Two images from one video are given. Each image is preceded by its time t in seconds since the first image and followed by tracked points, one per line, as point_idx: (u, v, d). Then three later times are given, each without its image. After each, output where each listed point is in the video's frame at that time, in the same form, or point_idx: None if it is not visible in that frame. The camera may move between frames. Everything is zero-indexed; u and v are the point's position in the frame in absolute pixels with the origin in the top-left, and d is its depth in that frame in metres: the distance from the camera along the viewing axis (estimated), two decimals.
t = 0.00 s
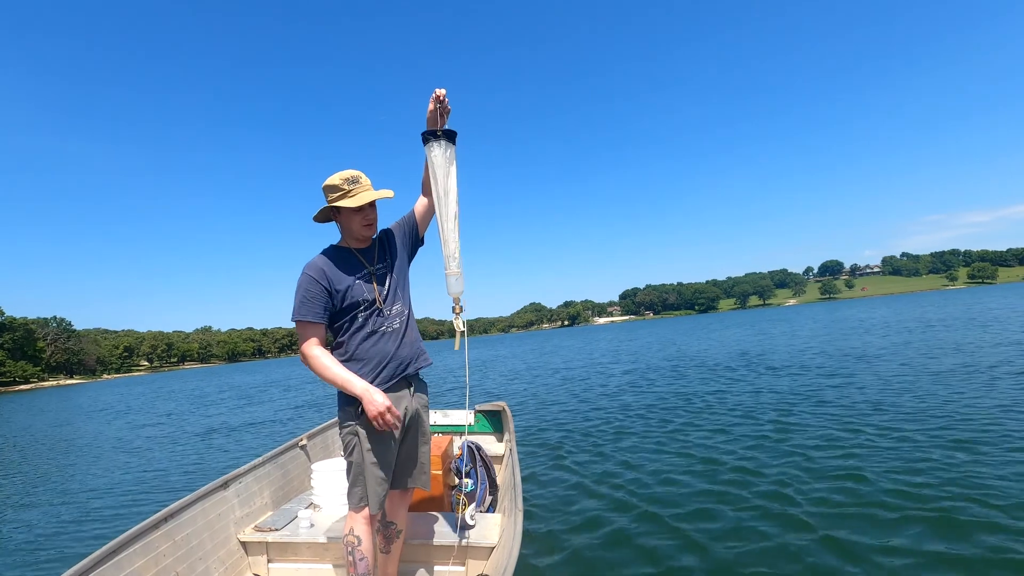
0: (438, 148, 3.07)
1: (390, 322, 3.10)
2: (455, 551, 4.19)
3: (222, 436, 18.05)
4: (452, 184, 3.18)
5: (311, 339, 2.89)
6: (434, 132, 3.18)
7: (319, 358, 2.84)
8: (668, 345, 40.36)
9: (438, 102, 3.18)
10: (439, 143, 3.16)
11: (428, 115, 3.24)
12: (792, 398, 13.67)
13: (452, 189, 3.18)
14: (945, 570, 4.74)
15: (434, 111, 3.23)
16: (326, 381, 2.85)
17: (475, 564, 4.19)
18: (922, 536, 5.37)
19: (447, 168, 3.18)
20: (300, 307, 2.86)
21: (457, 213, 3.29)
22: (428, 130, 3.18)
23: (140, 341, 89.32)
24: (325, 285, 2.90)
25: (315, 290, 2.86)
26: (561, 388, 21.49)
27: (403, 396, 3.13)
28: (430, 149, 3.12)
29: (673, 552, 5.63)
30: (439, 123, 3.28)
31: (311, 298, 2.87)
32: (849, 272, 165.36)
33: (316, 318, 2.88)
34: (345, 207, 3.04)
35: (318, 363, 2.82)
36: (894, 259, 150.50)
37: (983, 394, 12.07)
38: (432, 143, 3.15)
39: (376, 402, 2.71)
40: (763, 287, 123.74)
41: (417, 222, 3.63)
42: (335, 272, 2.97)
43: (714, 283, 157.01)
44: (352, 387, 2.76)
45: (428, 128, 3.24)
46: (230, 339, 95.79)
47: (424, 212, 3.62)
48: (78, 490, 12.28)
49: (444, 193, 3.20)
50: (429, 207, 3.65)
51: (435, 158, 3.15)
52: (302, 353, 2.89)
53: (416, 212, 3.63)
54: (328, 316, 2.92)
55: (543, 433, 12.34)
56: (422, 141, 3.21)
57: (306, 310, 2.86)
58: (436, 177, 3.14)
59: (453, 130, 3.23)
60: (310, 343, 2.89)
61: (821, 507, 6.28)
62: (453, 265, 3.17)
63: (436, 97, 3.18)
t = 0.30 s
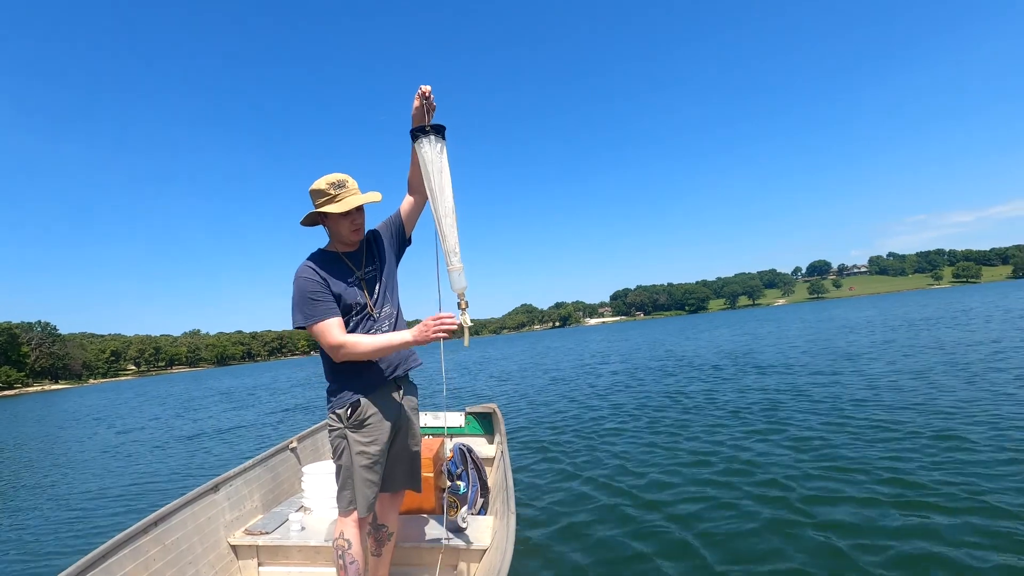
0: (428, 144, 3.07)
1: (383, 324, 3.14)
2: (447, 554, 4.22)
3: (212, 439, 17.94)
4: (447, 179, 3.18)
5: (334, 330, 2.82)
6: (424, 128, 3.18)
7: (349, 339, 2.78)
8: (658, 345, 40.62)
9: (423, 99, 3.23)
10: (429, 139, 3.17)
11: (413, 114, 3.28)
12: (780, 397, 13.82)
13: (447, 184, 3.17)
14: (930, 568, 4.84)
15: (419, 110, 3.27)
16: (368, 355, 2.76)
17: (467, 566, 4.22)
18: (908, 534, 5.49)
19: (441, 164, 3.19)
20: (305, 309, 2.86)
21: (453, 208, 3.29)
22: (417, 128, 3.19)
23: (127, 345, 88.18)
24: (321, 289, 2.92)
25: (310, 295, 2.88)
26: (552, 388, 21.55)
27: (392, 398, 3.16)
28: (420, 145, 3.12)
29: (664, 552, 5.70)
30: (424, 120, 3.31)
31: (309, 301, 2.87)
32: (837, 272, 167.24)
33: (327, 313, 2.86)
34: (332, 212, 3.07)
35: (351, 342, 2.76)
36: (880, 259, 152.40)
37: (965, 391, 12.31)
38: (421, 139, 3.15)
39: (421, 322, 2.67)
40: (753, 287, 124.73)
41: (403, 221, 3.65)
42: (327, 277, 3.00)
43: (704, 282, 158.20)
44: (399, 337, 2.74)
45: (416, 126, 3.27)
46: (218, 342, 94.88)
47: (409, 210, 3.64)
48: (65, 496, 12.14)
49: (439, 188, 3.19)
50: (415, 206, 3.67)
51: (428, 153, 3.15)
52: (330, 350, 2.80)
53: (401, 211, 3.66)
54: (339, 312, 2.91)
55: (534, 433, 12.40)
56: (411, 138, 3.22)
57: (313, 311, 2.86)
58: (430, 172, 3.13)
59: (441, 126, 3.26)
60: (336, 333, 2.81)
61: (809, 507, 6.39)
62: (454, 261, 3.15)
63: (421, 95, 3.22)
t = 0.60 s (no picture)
0: (428, 143, 3.06)
1: (378, 324, 3.15)
2: (440, 556, 4.22)
3: (202, 444, 17.77)
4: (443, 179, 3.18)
5: (339, 327, 2.80)
6: (422, 127, 3.19)
7: (355, 335, 2.77)
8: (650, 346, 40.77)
9: (420, 99, 3.24)
10: (428, 138, 3.17)
11: (410, 113, 3.28)
12: (770, 396, 13.95)
13: (443, 185, 3.18)
14: (922, 565, 4.89)
15: (416, 109, 3.28)
16: (374, 350, 2.76)
17: (461, 567, 4.23)
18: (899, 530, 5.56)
19: (438, 163, 3.19)
20: (307, 308, 2.86)
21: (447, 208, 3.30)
22: (416, 126, 3.19)
23: (115, 349, 87.15)
24: (318, 288, 2.92)
25: (308, 296, 2.87)
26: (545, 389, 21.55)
27: (387, 400, 3.17)
28: (419, 143, 3.12)
29: (659, 552, 5.72)
30: (422, 120, 3.31)
31: (309, 301, 2.86)
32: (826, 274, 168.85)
33: (327, 311, 2.85)
34: (325, 211, 3.06)
35: (357, 338, 2.76)
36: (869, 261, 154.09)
37: (953, 390, 12.47)
38: (420, 138, 3.17)
39: (426, 314, 2.67)
40: (744, 289, 125.42)
41: (394, 221, 3.65)
42: (323, 277, 2.99)
43: (696, 284, 159.09)
44: (406, 329, 2.75)
45: (412, 124, 3.27)
46: (208, 345, 94.01)
47: (401, 210, 3.64)
48: (52, 502, 11.97)
49: (433, 188, 3.20)
50: (408, 206, 3.68)
51: (425, 152, 3.16)
52: (336, 347, 2.78)
53: (393, 211, 3.66)
54: (340, 310, 2.91)
55: (526, 434, 12.44)
56: (408, 137, 3.22)
57: (314, 310, 2.86)
58: (426, 171, 3.14)
59: (438, 124, 3.26)
60: (341, 330, 2.80)
61: (802, 506, 6.44)
62: (446, 261, 3.13)
63: (418, 95, 3.23)
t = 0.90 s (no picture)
0: (425, 149, 3.10)
1: (373, 327, 3.16)
2: (437, 558, 4.22)
3: (196, 446, 17.69)
4: (439, 185, 3.19)
5: (329, 332, 2.83)
6: (420, 132, 3.21)
7: (346, 341, 2.79)
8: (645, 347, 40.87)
9: (418, 104, 3.25)
10: (425, 144, 3.19)
11: (408, 118, 3.30)
12: (765, 397, 14.01)
13: (439, 190, 3.20)
14: (918, 566, 4.92)
15: (414, 114, 3.29)
16: (365, 356, 2.78)
17: (458, 570, 4.23)
18: (897, 531, 5.57)
19: (434, 169, 3.21)
20: (300, 312, 2.86)
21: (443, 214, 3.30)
22: (413, 132, 3.21)
23: (109, 351, 86.60)
24: (315, 291, 2.93)
25: (303, 298, 2.88)
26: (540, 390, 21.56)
27: (384, 402, 3.17)
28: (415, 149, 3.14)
29: (654, 554, 5.75)
30: (420, 125, 3.32)
31: (304, 304, 2.87)
32: (821, 275, 169.70)
33: (321, 316, 2.87)
34: (323, 212, 3.07)
35: (348, 344, 2.78)
36: (863, 262, 154.97)
37: (946, 390, 12.56)
38: (417, 144, 3.18)
39: (416, 320, 2.68)
40: (739, 290, 125.86)
41: (392, 224, 3.66)
42: (319, 279, 3.00)
43: (691, 285, 159.47)
44: (395, 336, 2.77)
45: (410, 129, 3.28)
46: (203, 347, 93.55)
47: (399, 213, 3.64)
48: (46, 505, 11.88)
49: (430, 194, 3.21)
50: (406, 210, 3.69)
51: (422, 158, 3.18)
52: (327, 352, 2.80)
53: (391, 214, 3.66)
54: (333, 315, 2.93)
55: (522, 435, 12.45)
56: (405, 142, 3.24)
57: (308, 314, 2.86)
58: (423, 177, 3.16)
59: (436, 130, 3.27)
60: (331, 335, 2.83)
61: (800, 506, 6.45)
62: (437, 267, 3.14)
63: (416, 100, 3.24)
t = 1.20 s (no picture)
0: (419, 153, 3.08)
1: (366, 327, 3.15)
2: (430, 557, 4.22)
3: (186, 446, 17.55)
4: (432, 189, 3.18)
5: (318, 333, 2.83)
6: (414, 136, 3.20)
7: (334, 342, 2.79)
8: (637, 346, 41.04)
9: (413, 106, 3.23)
10: (419, 147, 3.19)
11: (403, 120, 3.28)
12: (756, 395, 14.12)
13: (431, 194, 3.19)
14: (905, 561, 4.99)
15: (409, 116, 3.27)
16: (353, 358, 2.78)
17: (451, 568, 4.24)
18: (891, 530, 5.60)
19: (427, 172, 3.19)
20: (290, 311, 2.85)
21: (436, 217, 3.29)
22: (407, 135, 3.19)
23: (98, 351, 85.74)
24: (305, 291, 2.91)
25: (294, 297, 2.87)
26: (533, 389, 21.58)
27: (379, 401, 3.17)
28: (409, 153, 3.13)
29: (645, 551, 5.78)
30: (414, 127, 3.31)
31: (295, 302, 2.86)
32: (811, 275, 171.14)
33: (311, 316, 2.86)
34: (318, 209, 3.06)
35: (336, 346, 2.77)
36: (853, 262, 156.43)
37: (933, 388, 12.71)
38: (411, 147, 3.17)
39: (405, 323, 2.67)
40: (731, 289, 126.54)
41: (387, 225, 3.65)
42: (311, 278, 2.99)
43: (683, 285, 160.21)
44: (383, 339, 2.77)
45: (405, 132, 3.27)
46: (194, 347, 92.78)
47: (394, 214, 3.62)
48: (33, 506, 11.76)
49: (423, 197, 3.21)
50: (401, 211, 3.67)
51: (415, 161, 3.17)
52: (315, 353, 2.80)
53: (386, 215, 3.65)
54: (323, 315, 2.92)
55: (515, 434, 12.46)
56: (399, 145, 3.23)
57: (297, 313, 2.85)
58: (416, 181, 3.15)
59: (430, 134, 3.26)
60: (320, 336, 2.82)
61: (794, 505, 6.48)
62: (427, 270, 3.14)
63: (411, 102, 3.22)
